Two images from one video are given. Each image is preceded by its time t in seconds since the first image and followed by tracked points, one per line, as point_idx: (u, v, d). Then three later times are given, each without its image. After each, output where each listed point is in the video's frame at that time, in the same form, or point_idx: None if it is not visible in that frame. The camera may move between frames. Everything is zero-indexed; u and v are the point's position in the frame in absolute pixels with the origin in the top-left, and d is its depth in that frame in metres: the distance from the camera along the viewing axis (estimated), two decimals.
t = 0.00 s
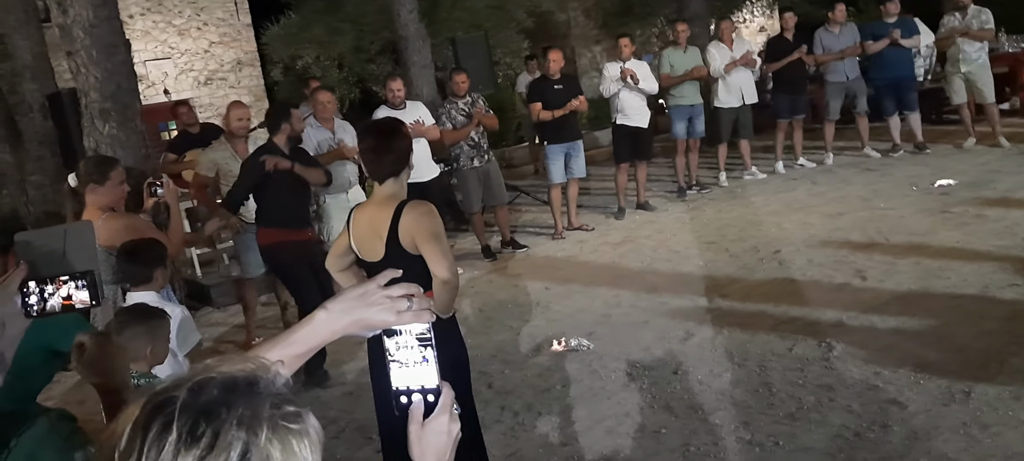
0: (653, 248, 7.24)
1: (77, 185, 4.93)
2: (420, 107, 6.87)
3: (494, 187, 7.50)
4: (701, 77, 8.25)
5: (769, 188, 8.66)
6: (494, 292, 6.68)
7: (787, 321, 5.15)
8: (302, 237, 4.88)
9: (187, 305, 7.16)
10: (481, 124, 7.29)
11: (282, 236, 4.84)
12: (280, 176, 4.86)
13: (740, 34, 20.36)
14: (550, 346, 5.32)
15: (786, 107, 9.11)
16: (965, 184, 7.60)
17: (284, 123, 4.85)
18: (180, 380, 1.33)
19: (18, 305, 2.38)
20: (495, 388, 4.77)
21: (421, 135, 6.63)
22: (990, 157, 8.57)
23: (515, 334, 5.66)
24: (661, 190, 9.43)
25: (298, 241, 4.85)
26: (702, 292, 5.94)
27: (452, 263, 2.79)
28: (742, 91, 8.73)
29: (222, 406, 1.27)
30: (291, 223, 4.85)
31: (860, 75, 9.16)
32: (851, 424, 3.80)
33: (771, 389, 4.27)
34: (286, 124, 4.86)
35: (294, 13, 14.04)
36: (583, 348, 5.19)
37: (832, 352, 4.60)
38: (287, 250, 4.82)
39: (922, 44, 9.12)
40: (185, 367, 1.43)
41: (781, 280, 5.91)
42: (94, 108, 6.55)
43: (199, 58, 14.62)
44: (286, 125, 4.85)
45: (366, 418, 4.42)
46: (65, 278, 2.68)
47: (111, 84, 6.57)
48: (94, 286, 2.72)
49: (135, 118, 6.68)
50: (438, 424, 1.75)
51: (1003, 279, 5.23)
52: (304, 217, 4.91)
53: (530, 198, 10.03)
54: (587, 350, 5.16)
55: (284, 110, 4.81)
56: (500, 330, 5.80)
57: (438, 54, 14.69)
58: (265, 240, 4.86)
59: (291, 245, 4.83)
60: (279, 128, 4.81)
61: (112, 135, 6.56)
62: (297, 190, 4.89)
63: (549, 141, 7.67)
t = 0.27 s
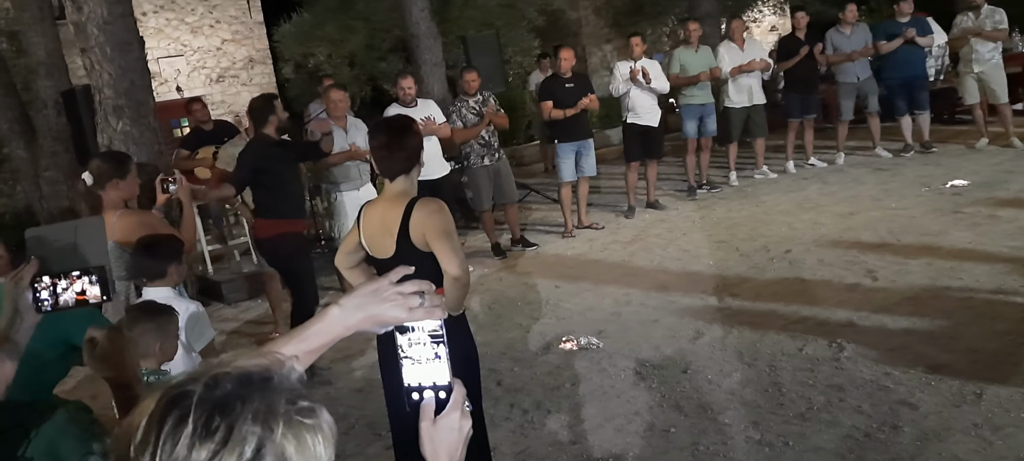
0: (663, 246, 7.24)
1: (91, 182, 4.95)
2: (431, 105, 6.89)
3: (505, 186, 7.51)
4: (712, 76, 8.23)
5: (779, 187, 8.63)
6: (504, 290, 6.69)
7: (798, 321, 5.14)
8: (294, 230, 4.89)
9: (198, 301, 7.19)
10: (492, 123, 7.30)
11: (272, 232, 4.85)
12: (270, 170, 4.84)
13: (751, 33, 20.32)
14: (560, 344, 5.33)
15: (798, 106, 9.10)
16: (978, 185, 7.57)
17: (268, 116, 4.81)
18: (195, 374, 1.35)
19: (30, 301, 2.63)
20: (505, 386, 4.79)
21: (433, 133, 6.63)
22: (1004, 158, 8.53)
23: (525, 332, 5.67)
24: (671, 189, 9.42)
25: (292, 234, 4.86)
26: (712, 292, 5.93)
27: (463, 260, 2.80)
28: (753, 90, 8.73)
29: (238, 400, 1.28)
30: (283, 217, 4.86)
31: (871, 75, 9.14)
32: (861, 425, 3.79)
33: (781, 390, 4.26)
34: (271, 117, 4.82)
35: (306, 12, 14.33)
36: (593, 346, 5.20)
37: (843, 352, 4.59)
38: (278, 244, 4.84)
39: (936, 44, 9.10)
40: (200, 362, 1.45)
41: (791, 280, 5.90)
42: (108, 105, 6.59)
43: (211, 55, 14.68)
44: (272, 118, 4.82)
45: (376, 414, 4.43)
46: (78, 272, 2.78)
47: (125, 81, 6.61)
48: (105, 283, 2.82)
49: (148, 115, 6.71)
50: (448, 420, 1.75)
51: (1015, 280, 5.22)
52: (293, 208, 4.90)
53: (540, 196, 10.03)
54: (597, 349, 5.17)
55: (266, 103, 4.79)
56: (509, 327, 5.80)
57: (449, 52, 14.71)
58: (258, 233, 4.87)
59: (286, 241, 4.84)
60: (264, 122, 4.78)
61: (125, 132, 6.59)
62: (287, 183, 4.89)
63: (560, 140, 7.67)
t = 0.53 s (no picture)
0: (671, 247, 7.22)
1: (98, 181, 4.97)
2: (439, 103, 6.89)
3: (512, 186, 7.50)
4: (720, 76, 8.20)
5: (787, 189, 8.60)
6: (511, 290, 6.68)
7: (806, 323, 5.11)
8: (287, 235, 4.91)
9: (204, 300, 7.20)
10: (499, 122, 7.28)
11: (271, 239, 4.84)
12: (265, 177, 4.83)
13: (759, 34, 20.28)
14: (566, 345, 5.32)
15: (807, 107, 9.06)
16: (987, 187, 7.53)
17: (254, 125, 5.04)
18: (204, 372, 1.35)
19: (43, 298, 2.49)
20: (511, 386, 4.78)
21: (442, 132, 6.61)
22: (1013, 160, 8.49)
23: (531, 333, 5.66)
24: (678, 190, 9.39)
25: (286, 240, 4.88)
26: (719, 293, 5.91)
27: (481, 256, 2.80)
28: (761, 91, 8.70)
29: (247, 397, 1.27)
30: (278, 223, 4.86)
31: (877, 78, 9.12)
32: (869, 427, 3.77)
33: (788, 392, 4.25)
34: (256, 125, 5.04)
35: (314, 12, 14.45)
36: (599, 347, 5.19)
37: (851, 354, 4.57)
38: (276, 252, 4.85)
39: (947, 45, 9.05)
40: (209, 359, 1.45)
41: (799, 281, 5.88)
42: (116, 103, 6.61)
43: (218, 54, 14.70)
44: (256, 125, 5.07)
45: (381, 414, 4.43)
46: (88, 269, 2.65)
47: (134, 79, 6.62)
48: (116, 280, 2.71)
49: (156, 113, 6.72)
50: (456, 420, 1.73)
51: None
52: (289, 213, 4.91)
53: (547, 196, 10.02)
54: (603, 349, 5.16)
55: (251, 111, 5.04)
56: (516, 328, 5.80)
57: (456, 52, 14.72)
58: (262, 240, 4.84)
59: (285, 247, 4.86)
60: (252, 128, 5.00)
61: (133, 130, 6.61)
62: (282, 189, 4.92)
63: (568, 140, 7.65)
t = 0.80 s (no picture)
0: (675, 251, 7.21)
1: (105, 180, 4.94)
2: (445, 105, 6.90)
3: (516, 189, 7.50)
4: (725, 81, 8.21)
5: (792, 193, 8.59)
6: (515, 292, 6.68)
7: (811, 327, 5.11)
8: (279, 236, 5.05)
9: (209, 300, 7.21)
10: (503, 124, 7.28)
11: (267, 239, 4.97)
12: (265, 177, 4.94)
13: (764, 38, 20.29)
14: (570, 347, 5.31)
15: (812, 111, 9.08)
16: (993, 192, 7.52)
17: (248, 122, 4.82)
18: (212, 369, 1.35)
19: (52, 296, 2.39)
20: (515, 388, 4.78)
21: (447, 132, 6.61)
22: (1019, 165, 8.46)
23: (536, 335, 5.66)
24: (683, 193, 9.39)
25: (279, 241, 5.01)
26: (724, 296, 5.90)
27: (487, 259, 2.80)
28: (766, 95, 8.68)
29: (255, 395, 1.28)
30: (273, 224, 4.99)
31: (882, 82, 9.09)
32: (873, 432, 3.77)
33: (793, 395, 4.24)
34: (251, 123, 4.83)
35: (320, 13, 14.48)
36: (603, 349, 5.19)
37: (856, 359, 4.56)
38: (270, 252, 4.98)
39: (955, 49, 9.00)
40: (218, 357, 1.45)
41: (804, 285, 5.87)
42: (123, 103, 6.62)
43: (224, 56, 14.74)
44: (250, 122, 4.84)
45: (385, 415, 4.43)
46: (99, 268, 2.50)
47: (140, 79, 6.64)
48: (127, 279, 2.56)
49: (163, 114, 6.74)
50: (462, 421, 1.75)
51: None
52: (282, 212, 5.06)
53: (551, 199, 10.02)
54: (607, 352, 5.15)
55: (243, 110, 4.80)
56: (520, 330, 5.79)
57: (461, 55, 14.74)
58: (262, 236, 4.95)
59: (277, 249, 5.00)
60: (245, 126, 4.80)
61: (140, 130, 6.62)
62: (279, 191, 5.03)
63: (573, 142, 7.66)
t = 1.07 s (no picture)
0: (679, 254, 7.21)
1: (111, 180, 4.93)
2: (450, 107, 6.90)
3: (519, 191, 7.52)
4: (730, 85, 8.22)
5: (797, 197, 8.59)
6: (519, 295, 6.68)
7: (815, 332, 5.10)
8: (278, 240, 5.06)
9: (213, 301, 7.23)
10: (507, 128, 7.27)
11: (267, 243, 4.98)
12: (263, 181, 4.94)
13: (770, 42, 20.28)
14: (574, 350, 5.32)
15: (817, 116, 9.04)
16: (998, 198, 7.51)
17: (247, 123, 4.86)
18: (220, 369, 1.36)
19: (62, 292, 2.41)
20: (518, 391, 4.78)
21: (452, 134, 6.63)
22: None
23: (539, 338, 5.66)
24: (687, 197, 9.39)
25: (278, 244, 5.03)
26: (728, 301, 5.90)
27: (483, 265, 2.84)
28: (771, 99, 8.69)
29: (263, 394, 1.28)
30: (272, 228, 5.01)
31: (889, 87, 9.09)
32: (877, 437, 3.76)
33: (797, 400, 4.24)
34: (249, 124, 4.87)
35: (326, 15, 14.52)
36: (606, 353, 5.19)
37: (860, 364, 4.56)
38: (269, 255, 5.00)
39: (961, 55, 9.02)
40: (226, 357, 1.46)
41: (808, 290, 5.86)
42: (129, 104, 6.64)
43: (230, 57, 14.78)
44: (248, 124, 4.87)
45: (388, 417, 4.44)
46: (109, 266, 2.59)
47: (147, 81, 6.65)
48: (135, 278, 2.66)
49: (169, 115, 6.76)
50: (466, 421, 1.74)
51: None
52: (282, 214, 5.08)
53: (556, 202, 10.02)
54: (610, 356, 5.15)
55: (240, 112, 4.83)
56: (523, 333, 5.79)
57: (466, 58, 14.75)
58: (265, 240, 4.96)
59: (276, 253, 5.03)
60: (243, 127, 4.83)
61: (146, 131, 6.65)
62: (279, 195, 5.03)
63: (577, 145, 7.66)
